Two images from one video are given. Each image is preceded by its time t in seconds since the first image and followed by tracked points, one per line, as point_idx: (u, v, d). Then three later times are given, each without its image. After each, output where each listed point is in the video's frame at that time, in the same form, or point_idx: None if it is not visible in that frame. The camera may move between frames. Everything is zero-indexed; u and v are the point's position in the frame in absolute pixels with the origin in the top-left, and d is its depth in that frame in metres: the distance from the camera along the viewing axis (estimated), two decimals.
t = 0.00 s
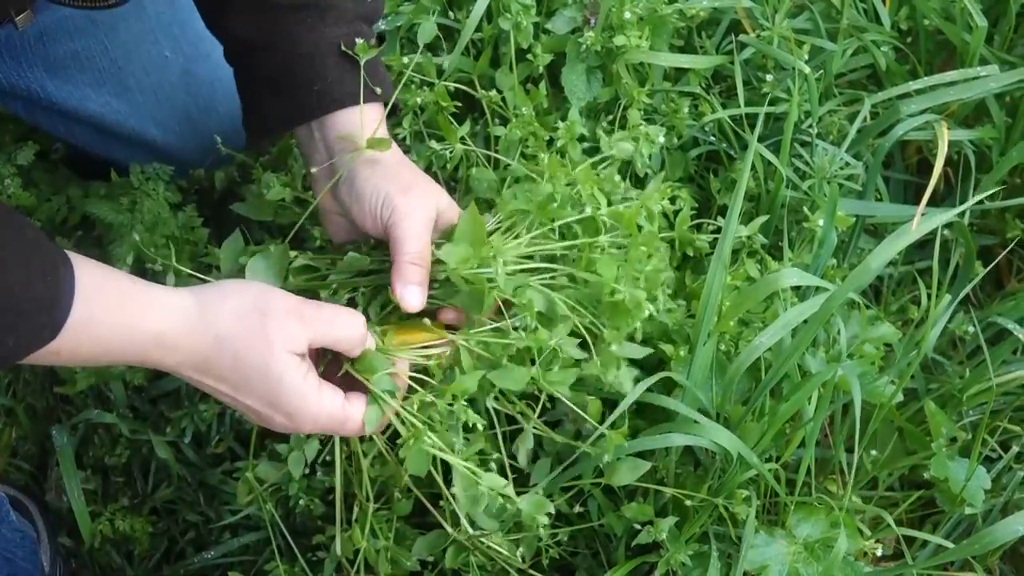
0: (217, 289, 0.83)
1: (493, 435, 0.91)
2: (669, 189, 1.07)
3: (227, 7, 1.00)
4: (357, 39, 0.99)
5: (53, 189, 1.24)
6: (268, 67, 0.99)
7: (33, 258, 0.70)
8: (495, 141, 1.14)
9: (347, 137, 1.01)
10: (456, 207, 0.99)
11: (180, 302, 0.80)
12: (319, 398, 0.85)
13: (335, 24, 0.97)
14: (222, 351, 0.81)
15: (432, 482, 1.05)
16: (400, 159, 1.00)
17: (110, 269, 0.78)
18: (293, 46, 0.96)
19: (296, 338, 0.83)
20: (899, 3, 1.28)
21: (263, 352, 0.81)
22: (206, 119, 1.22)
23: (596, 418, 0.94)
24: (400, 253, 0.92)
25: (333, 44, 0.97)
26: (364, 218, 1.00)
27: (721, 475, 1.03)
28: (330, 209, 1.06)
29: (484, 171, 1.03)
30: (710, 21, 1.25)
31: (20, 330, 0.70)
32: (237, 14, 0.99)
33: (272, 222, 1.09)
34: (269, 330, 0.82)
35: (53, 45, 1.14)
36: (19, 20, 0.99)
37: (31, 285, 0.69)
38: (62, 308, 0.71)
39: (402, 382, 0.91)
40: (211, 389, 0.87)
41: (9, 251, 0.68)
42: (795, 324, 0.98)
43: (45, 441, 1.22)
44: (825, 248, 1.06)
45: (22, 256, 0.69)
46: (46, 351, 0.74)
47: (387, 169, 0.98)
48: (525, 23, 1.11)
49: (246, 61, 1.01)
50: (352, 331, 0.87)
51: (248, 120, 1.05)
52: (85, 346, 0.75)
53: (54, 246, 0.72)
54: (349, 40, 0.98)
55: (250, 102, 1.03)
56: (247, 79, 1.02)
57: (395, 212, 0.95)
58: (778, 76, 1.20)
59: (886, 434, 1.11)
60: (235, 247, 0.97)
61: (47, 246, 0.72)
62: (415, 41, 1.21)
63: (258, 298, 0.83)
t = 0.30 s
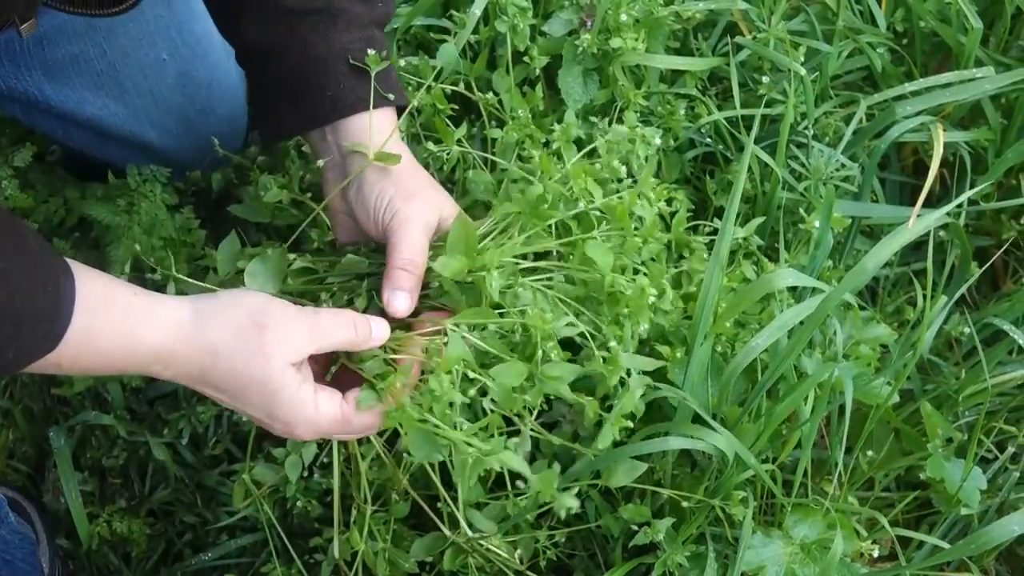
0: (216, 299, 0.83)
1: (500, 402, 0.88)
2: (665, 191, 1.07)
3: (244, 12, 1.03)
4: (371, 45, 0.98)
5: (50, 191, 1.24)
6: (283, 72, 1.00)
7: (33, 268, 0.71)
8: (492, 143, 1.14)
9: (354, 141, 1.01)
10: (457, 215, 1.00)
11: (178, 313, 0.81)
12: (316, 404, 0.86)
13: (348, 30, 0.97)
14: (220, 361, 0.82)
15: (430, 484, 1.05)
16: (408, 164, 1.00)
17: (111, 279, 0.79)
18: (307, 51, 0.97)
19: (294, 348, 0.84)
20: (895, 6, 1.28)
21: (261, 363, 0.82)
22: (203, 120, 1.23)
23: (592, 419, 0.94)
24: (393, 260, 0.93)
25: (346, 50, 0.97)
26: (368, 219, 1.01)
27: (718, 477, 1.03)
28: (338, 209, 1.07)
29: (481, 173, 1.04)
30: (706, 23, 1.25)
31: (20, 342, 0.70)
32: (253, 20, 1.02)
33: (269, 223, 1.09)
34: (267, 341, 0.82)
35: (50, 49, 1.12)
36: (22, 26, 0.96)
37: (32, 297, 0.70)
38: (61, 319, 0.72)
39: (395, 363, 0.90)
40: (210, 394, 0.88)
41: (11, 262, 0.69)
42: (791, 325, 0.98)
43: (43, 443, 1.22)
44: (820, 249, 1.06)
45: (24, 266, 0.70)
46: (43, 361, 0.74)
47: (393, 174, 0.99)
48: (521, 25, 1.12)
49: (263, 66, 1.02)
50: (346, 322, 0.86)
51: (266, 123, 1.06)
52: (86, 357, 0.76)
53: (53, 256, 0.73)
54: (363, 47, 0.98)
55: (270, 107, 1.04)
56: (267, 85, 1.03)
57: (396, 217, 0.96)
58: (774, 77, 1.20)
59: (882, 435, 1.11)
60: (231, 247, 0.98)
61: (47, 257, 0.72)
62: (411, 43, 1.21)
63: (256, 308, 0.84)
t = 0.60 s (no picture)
0: (213, 301, 0.83)
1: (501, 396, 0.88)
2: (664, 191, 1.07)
3: (242, 10, 1.01)
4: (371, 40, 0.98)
5: (48, 189, 1.24)
6: (284, 69, 1.00)
7: (31, 271, 0.71)
8: (490, 143, 1.14)
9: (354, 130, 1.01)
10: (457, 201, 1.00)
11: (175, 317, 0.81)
12: (315, 406, 0.86)
13: (348, 25, 0.97)
14: (217, 363, 0.82)
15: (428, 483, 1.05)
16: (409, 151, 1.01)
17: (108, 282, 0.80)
18: (308, 47, 0.97)
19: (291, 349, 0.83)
20: (893, 6, 1.28)
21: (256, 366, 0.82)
22: (201, 120, 1.23)
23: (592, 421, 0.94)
24: (401, 237, 0.92)
25: (346, 46, 0.97)
26: (371, 205, 1.01)
27: (716, 477, 1.03)
28: (338, 198, 1.07)
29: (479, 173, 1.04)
30: (704, 23, 1.25)
31: (15, 345, 0.71)
32: (251, 21, 1.00)
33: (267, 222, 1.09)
34: (263, 342, 0.82)
35: (48, 50, 1.12)
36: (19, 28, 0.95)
37: (29, 300, 0.70)
38: (58, 322, 0.73)
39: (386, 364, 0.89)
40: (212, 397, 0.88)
41: (8, 265, 0.69)
42: (790, 324, 0.98)
43: (40, 442, 1.21)
44: (819, 249, 1.06)
45: (22, 268, 0.71)
46: (40, 363, 0.75)
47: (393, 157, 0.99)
48: (520, 25, 1.12)
49: (262, 64, 1.02)
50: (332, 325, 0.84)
51: (268, 122, 1.06)
52: (83, 360, 0.76)
53: (52, 259, 0.73)
54: (364, 42, 0.98)
55: (271, 105, 1.04)
56: (268, 83, 1.03)
57: (401, 197, 0.96)
58: (773, 77, 1.20)
59: (880, 435, 1.11)
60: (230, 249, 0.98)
61: (46, 260, 0.73)
62: (410, 42, 1.21)
63: (252, 309, 0.83)
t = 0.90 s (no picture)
0: (215, 287, 0.82)
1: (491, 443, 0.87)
2: (660, 193, 1.07)
3: (238, 13, 1.01)
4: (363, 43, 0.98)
5: (43, 192, 1.24)
6: (277, 74, 0.99)
7: (29, 263, 0.72)
8: (486, 145, 1.14)
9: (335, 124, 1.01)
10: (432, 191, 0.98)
11: (178, 302, 0.80)
12: (324, 390, 0.84)
13: (342, 28, 0.97)
14: (222, 347, 0.81)
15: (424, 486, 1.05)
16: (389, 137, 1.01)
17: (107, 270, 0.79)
18: (302, 51, 0.97)
19: (298, 329, 0.82)
20: (889, 6, 1.28)
21: (262, 342, 0.81)
22: (198, 123, 1.23)
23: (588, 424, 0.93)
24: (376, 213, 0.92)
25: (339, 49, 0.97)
26: (349, 190, 0.99)
27: (712, 479, 1.03)
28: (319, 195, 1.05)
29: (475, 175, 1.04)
30: (700, 24, 1.25)
31: (16, 335, 0.71)
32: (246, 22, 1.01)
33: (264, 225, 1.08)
34: (269, 323, 0.81)
35: (42, 51, 1.12)
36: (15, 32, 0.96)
37: (29, 291, 0.71)
38: (57, 314, 0.73)
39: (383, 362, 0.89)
40: (216, 390, 0.86)
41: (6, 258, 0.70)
42: (786, 326, 0.98)
43: (36, 445, 1.21)
44: (815, 250, 1.06)
45: (21, 261, 0.71)
46: (42, 355, 0.75)
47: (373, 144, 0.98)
48: (515, 27, 1.12)
49: (258, 69, 1.02)
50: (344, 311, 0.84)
51: (264, 127, 1.06)
52: (84, 350, 0.76)
53: (51, 252, 0.74)
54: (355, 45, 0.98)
55: (266, 110, 1.04)
56: (262, 88, 1.03)
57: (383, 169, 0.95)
58: (769, 78, 1.20)
59: (877, 437, 1.11)
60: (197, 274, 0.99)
61: (45, 253, 0.73)
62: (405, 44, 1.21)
63: (257, 292, 0.82)
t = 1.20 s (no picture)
0: (210, 301, 0.82)
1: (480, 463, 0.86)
2: (657, 193, 1.07)
3: (215, 19, 0.99)
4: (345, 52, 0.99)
5: (41, 194, 1.24)
6: (256, 80, 0.98)
7: (25, 273, 0.71)
8: (484, 146, 1.14)
9: (320, 150, 1.00)
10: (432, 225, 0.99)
11: (173, 315, 0.80)
12: (311, 413, 0.86)
13: (323, 38, 0.97)
14: (214, 363, 0.81)
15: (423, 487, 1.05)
16: (374, 165, 1.00)
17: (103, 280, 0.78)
18: (283, 58, 0.96)
19: (288, 351, 0.82)
20: (887, 6, 1.28)
21: (253, 366, 0.81)
22: (194, 126, 1.23)
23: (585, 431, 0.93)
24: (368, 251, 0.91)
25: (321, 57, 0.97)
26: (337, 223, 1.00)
27: (710, 480, 1.03)
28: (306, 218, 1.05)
29: (472, 176, 1.04)
30: (698, 25, 1.25)
31: (10, 346, 0.70)
32: (227, 27, 0.98)
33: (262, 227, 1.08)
34: (262, 343, 0.81)
35: (38, 53, 1.12)
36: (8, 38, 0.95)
37: (24, 303, 0.70)
38: (52, 324, 0.72)
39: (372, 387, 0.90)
40: (204, 398, 0.87)
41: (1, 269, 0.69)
42: (784, 327, 0.98)
43: (34, 447, 1.21)
44: (813, 251, 1.06)
45: (15, 271, 0.70)
46: (34, 365, 0.74)
47: (359, 175, 0.98)
48: (513, 28, 1.11)
49: (235, 75, 1.01)
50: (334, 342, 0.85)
51: (239, 134, 1.04)
52: (78, 360, 0.75)
53: (45, 261, 0.73)
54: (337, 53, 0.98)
55: (242, 117, 1.02)
56: (238, 93, 1.01)
57: (365, 211, 0.95)
58: (766, 78, 1.20)
59: (875, 437, 1.11)
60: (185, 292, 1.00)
61: (41, 263, 0.73)
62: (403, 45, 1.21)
63: (251, 310, 0.82)
